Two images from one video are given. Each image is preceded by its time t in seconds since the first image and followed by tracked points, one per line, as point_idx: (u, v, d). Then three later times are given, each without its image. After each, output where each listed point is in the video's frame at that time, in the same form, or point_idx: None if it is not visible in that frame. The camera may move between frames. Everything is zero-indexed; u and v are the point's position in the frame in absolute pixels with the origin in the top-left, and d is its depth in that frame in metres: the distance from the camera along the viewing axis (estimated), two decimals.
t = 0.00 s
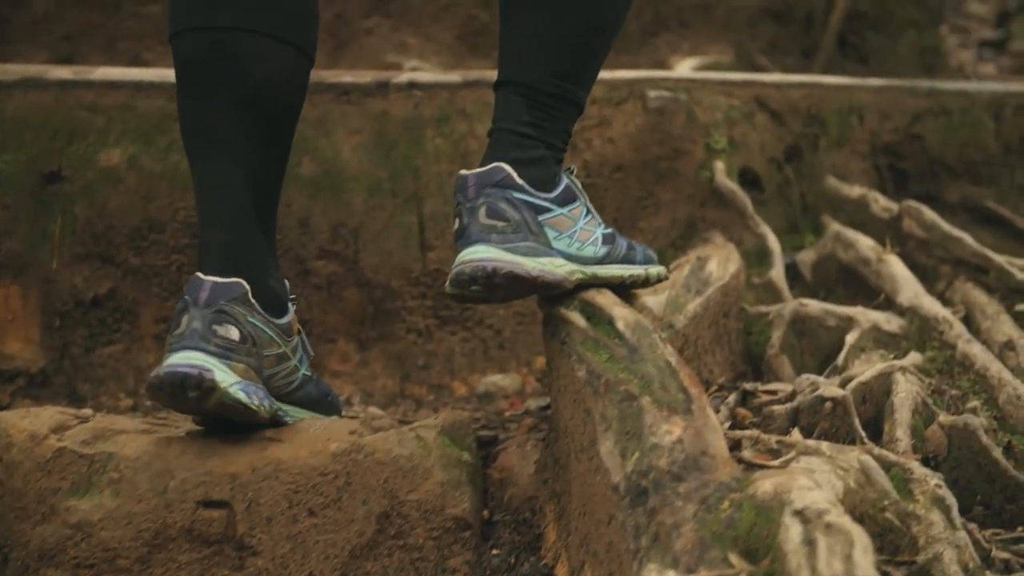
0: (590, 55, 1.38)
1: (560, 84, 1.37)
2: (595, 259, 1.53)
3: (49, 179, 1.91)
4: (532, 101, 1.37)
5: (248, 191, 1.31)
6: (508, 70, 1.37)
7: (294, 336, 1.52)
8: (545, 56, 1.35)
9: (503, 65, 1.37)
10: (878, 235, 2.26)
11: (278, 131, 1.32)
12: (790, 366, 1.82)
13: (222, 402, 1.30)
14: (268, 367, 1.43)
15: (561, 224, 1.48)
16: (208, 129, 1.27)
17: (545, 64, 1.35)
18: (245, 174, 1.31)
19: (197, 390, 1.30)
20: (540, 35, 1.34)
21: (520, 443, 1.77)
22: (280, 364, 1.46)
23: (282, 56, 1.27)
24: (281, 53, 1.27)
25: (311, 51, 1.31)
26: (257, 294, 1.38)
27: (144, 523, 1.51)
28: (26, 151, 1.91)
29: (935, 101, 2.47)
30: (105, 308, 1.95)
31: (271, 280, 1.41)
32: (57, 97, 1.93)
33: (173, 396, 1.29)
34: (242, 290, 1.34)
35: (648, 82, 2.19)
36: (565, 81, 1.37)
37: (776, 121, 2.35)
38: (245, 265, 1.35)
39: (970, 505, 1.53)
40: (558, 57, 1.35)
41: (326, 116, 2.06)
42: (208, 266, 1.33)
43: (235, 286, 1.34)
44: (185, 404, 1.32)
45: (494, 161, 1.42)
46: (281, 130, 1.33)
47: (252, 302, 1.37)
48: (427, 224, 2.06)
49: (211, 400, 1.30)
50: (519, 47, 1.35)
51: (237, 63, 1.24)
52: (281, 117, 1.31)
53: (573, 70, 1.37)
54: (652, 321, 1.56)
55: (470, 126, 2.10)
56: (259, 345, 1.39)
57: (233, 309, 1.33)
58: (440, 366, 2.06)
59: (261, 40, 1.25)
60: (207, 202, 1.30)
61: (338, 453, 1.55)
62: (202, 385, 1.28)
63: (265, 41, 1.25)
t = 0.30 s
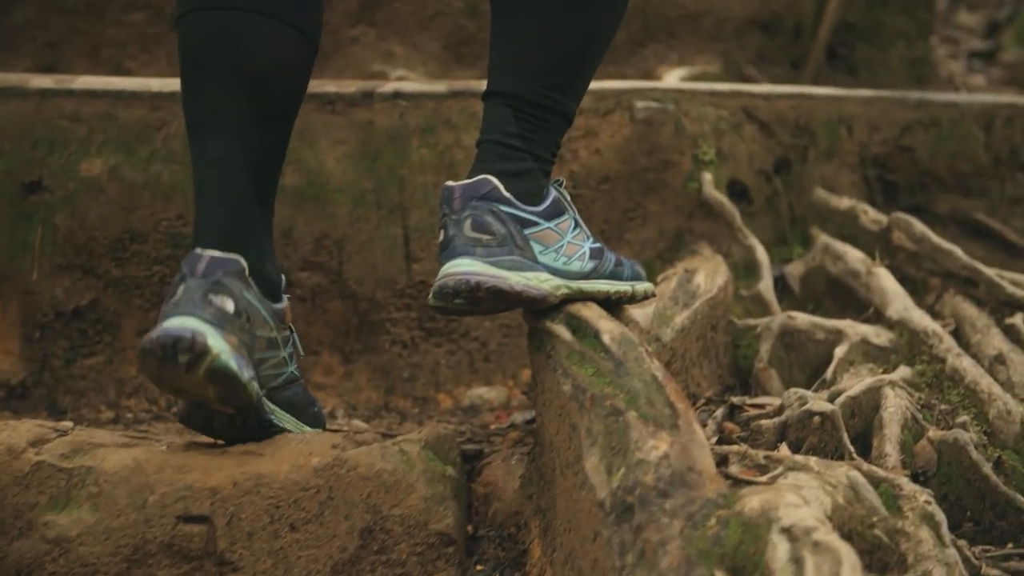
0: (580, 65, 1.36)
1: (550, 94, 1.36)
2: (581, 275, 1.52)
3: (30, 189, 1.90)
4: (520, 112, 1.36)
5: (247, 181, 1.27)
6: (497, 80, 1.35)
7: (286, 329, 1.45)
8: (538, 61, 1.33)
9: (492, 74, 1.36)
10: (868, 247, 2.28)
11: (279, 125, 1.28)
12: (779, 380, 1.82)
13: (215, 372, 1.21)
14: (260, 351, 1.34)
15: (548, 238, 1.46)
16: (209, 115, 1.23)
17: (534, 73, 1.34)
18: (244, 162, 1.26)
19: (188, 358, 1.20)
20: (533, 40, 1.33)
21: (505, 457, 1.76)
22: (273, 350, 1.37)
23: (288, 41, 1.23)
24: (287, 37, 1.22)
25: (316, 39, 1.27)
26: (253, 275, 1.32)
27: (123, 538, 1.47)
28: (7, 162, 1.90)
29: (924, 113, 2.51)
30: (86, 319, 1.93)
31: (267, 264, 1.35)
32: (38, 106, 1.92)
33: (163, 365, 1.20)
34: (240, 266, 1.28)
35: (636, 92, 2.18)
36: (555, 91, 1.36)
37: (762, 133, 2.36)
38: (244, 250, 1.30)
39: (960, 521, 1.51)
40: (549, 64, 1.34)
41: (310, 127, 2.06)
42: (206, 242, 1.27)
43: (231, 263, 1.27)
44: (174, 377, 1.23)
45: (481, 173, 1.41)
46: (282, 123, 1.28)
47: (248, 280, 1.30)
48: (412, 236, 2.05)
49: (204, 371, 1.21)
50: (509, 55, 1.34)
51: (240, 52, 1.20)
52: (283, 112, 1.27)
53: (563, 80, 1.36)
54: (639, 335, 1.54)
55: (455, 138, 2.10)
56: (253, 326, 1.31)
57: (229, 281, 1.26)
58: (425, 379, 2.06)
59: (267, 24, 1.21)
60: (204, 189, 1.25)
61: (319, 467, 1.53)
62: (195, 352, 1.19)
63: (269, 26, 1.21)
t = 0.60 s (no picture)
0: (574, 71, 1.32)
1: (542, 104, 1.32)
2: (573, 289, 1.50)
3: (15, 200, 1.88)
4: (511, 122, 1.32)
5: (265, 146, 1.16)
6: (488, 89, 1.31)
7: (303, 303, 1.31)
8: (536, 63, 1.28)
9: (483, 82, 1.31)
10: (862, 260, 2.27)
11: (301, 90, 1.17)
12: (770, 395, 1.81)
13: (233, 325, 1.11)
14: (282, 317, 1.23)
15: (539, 251, 1.44)
16: (225, 73, 1.13)
17: (526, 83, 1.29)
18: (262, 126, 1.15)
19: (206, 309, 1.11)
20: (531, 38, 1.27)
21: (494, 473, 1.74)
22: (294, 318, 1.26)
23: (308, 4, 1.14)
24: None
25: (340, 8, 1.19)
26: (274, 239, 1.21)
27: (107, 555, 1.44)
28: None
29: (921, 124, 2.50)
30: (72, 332, 1.91)
31: (287, 234, 1.24)
32: (23, 116, 1.89)
33: (179, 313, 1.10)
34: (263, 225, 1.18)
35: (628, 103, 2.16)
36: (547, 101, 1.32)
37: (756, 143, 2.34)
38: (269, 214, 1.19)
39: (955, 539, 1.50)
40: (545, 69, 1.29)
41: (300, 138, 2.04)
42: (229, 201, 1.17)
43: (254, 221, 1.17)
44: (189, 327, 1.13)
45: (472, 184, 1.37)
46: (306, 88, 1.18)
47: (272, 240, 1.20)
48: (402, 247, 2.04)
49: (222, 322, 1.11)
50: (501, 62, 1.29)
51: (254, 11, 1.12)
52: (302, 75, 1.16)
53: (555, 89, 1.32)
54: (631, 349, 1.52)
55: (446, 149, 2.08)
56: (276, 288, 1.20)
57: (253, 236, 1.16)
58: (416, 392, 2.04)
59: None
60: (221, 153, 1.16)
61: (306, 483, 1.51)
62: (215, 301, 1.10)
63: None
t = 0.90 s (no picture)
0: (564, 78, 1.29)
1: (534, 111, 1.30)
2: (565, 300, 1.48)
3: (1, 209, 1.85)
4: (501, 131, 1.30)
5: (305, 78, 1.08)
6: (477, 97, 1.29)
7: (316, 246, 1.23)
8: (519, 69, 1.25)
9: (473, 90, 1.29)
10: (858, 270, 2.25)
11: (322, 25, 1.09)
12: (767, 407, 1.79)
13: (272, 270, 1.03)
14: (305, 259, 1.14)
15: (532, 262, 1.42)
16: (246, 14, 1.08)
17: (515, 90, 1.27)
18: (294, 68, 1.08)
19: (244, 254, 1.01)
20: (517, 41, 1.25)
21: (486, 487, 1.71)
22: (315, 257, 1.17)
23: None
24: None
25: None
26: (300, 180, 1.12)
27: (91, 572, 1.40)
28: None
29: (916, 133, 2.48)
30: (58, 344, 1.89)
31: (312, 174, 1.15)
32: (9, 125, 1.87)
33: (216, 260, 1.00)
34: (290, 167, 1.08)
35: (620, 112, 2.14)
36: (538, 107, 1.29)
37: (752, 153, 2.33)
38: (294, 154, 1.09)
39: (953, 555, 1.48)
40: (530, 75, 1.26)
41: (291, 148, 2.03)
42: (254, 143, 1.07)
43: (281, 162, 1.07)
44: (221, 273, 1.03)
45: (465, 193, 1.35)
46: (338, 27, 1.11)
47: (297, 181, 1.10)
48: (393, 258, 2.04)
49: (260, 267, 1.03)
50: (489, 69, 1.27)
51: None
52: (343, 15, 1.10)
53: (547, 95, 1.29)
54: (624, 363, 1.50)
55: (437, 158, 2.07)
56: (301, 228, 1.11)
57: (283, 178, 1.06)
58: (406, 405, 2.04)
59: None
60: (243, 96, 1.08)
61: (294, 497, 1.50)
62: (254, 245, 1.01)
63: None
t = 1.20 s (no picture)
0: (560, 79, 1.27)
1: (526, 115, 1.28)
2: (558, 312, 1.45)
3: None
4: (493, 137, 1.28)
5: None
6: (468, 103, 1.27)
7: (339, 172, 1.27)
8: (521, 66, 1.23)
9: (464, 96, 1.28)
10: (855, 281, 2.24)
11: None
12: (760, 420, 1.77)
13: (300, 189, 1.08)
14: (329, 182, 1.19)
15: (526, 271, 1.40)
16: None
17: (506, 94, 1.25)
18: None
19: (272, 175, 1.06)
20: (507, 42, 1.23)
21: (478, 501, 1.69)
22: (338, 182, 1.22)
23: None
24: None
25: None
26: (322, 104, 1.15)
27: None
28: None
29: (914, 143, 2.46)
30: (44, 353, 1.87)
31: (331, 95, 1.17)
32: None
33: (243, 182, 1.05)
34: (312, 90, 1.12)
35: (615, 120, 2.11)
36: (530, 111, 1.27)
37: (748, 162, 2.31)
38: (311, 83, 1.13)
39: (951, 570, 1.47)
40: (531, 73, 1.24)
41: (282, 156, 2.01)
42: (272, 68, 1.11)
43: (302, 86, 1.11)
44: (250, 195, 1.08)
45: (458, 199, 1.33)
46: None
47: (320, 107, 1.14)
48: (384, 268, 2.02)
49: (289, 187, 1.07)
50: (480, 74, 1.25)
51: None
52: None
53: (539, 99, 1.27)
54: (618, 375, 1.48)
55: (430, 167, 2.06)
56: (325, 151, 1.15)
57: (306, 101, 1.10)
58: (397, 417, 2.03)
59: None
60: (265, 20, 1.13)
61: (282, 511, 1.48)
62: (283, 165, 1.05)
63: None
